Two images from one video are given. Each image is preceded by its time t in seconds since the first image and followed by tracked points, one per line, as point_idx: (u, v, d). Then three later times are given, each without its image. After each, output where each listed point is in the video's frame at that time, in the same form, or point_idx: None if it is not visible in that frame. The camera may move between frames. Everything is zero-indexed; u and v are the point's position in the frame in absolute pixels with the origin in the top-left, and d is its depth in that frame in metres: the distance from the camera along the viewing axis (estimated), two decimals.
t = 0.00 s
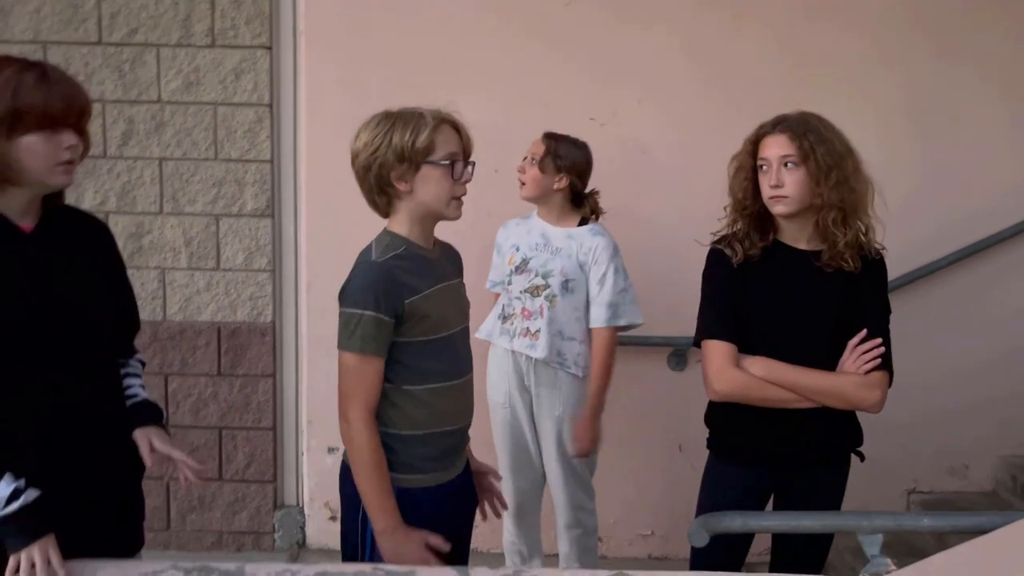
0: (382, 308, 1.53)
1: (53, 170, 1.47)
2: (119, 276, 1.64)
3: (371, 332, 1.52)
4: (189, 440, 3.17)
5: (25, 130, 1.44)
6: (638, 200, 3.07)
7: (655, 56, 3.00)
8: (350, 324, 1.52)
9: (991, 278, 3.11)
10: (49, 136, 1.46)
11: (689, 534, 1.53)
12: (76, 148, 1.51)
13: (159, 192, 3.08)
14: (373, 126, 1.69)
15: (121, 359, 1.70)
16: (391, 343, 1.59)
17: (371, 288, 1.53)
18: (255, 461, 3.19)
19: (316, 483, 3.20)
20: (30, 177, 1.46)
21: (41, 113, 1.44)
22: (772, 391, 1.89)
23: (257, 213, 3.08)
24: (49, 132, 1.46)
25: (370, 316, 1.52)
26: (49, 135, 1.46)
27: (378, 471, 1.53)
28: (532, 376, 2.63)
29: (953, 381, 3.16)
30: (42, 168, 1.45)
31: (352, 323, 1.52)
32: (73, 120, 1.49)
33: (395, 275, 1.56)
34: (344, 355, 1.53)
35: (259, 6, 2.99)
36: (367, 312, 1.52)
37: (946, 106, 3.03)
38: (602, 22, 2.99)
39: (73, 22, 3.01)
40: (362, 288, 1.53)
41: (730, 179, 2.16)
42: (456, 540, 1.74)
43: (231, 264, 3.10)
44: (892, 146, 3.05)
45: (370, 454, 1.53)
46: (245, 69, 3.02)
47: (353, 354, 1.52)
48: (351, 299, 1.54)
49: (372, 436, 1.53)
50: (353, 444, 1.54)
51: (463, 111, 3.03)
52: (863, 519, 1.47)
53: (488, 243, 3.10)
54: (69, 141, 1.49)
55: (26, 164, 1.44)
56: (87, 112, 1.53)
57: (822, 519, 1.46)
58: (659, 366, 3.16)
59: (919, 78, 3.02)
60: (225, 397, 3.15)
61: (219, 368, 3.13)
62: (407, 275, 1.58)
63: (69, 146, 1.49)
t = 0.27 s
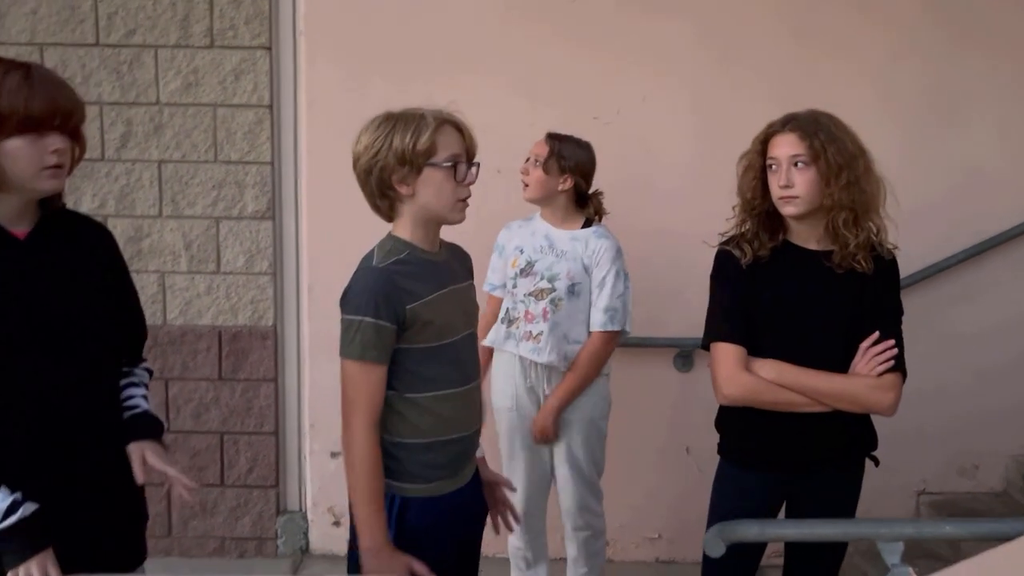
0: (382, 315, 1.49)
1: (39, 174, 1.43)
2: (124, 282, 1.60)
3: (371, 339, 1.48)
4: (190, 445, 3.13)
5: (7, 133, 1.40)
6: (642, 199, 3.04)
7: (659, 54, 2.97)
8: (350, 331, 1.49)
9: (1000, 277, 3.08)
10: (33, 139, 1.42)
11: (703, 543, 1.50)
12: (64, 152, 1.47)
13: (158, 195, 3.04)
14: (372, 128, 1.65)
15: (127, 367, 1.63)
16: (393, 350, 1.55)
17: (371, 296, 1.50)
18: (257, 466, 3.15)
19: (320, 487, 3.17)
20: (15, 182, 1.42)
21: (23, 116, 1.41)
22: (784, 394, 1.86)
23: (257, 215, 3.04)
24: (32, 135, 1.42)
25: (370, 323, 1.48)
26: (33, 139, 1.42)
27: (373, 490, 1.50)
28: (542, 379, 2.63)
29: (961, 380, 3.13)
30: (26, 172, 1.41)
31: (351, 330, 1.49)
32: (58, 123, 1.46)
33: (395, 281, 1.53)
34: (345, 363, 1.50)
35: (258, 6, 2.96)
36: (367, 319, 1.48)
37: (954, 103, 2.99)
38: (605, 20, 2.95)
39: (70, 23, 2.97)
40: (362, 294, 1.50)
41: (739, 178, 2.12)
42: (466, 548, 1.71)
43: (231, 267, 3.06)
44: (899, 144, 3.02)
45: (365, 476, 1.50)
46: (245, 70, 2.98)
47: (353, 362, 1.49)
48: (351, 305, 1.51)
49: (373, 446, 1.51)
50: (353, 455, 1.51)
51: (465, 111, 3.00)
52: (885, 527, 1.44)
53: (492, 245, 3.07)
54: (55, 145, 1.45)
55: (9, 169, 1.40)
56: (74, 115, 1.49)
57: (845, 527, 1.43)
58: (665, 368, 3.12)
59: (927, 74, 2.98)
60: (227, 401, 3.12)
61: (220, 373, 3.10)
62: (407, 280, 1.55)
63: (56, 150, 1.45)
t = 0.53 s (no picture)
0: (376, 319, 1.45)
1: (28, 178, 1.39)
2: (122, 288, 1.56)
3: (364, 343, 1.44)
4: (191, 451, 3.09)
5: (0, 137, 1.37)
6: (647, 199, 3.00)
7: (664, 51, 2.93)
8: (345, 333, 1.44)
9: (1010, 275, 3.04)
10: (21, 142, 1.38)
11: (720, 552, 1.47)
12: (53, 154, 1.43)
13: (156, 198, 3.00)
14: (373, 129, 1.61)
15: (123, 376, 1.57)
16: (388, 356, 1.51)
17: (364, 300, 1.45)
18: (259, 472, 3.11)
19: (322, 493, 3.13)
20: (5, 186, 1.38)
21: (10, 118, 1.37)
22: (796, 397, 1.82)
23: (257, 218, 3.00)
24: (20, 138, 1.38)
25: (365, 327, 1.44)
26: (20, 142, 1.38)
27: (362, 499, 1.47)
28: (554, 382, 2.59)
29: (972, 380, 3.09)
30: (16, 175, 1.37)
31: (342, 333, 1.45)
32: (46, 124, 1.42)
33: (390, 284, 1.49)
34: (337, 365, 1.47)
35: (257, 6, 2.92)
36: (360, 324, 1.44)
37: (963, 99, 2.95)
38: (609, 17, 2.91)
39: (66, 24, 2.93)
40: (355, 297, 1.46)
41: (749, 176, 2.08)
42: (470, 559, 1.66)
43: (231, 271, 3.02)
44: (908, 141, 2.97)
45: (354, 486, 1.46)
46: (243, 71, 2.94)
47: (346, 366, 1.45)
48: (344, 308, 1.46)
49: (363, 455, 1.47)
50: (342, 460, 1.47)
51: (468, 111, 2.96)
52: (903, 535, 1.41)
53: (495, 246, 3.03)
54: (44, 147, 1.42)
55: None
56: (62, 116, 1.45)
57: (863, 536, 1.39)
58: (671, 369, 3.08)
59: (935, 70, 2.94)
60: (228, 406, 3.07)
61: (221, 378, 3.06)
62: (401, 283, 1.50)
63: (44, 152, 1.41)
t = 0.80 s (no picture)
0: (351, 321, 1.42)
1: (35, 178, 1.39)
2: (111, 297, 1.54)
3: (339, 346, 1.41)
4: (188, 458, 3.06)
5: (7, 137, 1.34)
6: (646, 198, 2.97)
7: (662, 49, 2.90)
8: (320, 334, 1.42)
9: (1014, 272, 3.00)
10: (31, 142, 1.37)
11: (725, 557, 1.44)
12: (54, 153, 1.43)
13: (151, 202, 2.97)
14: (365, 125, 1.57)
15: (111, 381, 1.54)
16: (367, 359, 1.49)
17: (341, 300, 1.43)
18: (257, 478, 3.08)
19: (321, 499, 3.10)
20: (14, 187, 1.37)
21: (21, 116, 1.35)
22: (800, 397, 1.79)
23: (253, 221, 2.97)
24: (30, 138, 1.37)
25: (336, 329, 1.41)
26: (30, 141, 1.37)
27: (339, 501, 1.44)
28: (570, 384, 2.57)
29: (976, 378, 3.05)
30: (27, 176, 1.37)
31: (320, 335, 1.42)
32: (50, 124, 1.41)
33: (370, 284, 1.46)
34: (314, 369, 1.44)
35: (250, 7, 2.88)
36: (337, 326, 1.42)
37: (965, 94, 2.92)
38: (607, 15, 2.88)
39: (59, 28, 2.90)
40: (335, 298, 1.43)
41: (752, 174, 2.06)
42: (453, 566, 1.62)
43: (227, 275, 2.99)
44: (910, 137, 2.94)
45: (334, 487, 1.44)
46: (238, 72, 2.91)
47: (320, 367, 1.43)
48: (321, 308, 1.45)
49: (337, 461, 1.44)
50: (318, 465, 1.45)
51: (465, 112, 2.93)
52: (913, 538, 1.38)
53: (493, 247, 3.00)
54: (49, 146, 1.41)
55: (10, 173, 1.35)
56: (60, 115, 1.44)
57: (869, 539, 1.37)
58: (673, 370, 3.05)
59: (937, 65, 2.91)
60: (225, 412, 3.04)
61: (218, 383, 3.03)
62: (383, 284, 1.47)
63: (50, 152, 1.41)
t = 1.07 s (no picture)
0: (340, 327, 1.40)
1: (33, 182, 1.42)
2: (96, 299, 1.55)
3: (329, 352, 1.39)
4: (189, 462, 3.05)
5: (10, 141, 1.37)
6: (647, 198, 2.94)
7: (662, 48, 2.88)
8: (313, 341, 1.40)
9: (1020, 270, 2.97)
10: (31, 146, 1.40)
11: (725, 565, 1.41)
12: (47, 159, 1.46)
13: (149, 206, 2.95)
14: (357, 123, 1.53)
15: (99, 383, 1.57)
16: (355, 366, 1.47)
17: (329, 305, 1.41)
18: (257, 483, 3.06)
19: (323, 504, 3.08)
20: (15, 191, 1.39)
21: (25, 121, 1.38)
22: (806, 399, 1.77)
23: (252, 224, 2.95)
24: (31, 142, 1.40)
25: (325, 335, 1.40)
26: (30, 146, 1.40)
27: (325, 510, 1.43)
28: (579, 387, 2.56)
29: (983, 378, 3.02)
30: (28, 180, 1.40)
31: (308, 341, 1.40)
32: (46, 130, 1.44)
33: (356, 288, 1.44)
34: (303, 377, 1.42)
35: (247, 9, 2.87)
36: (325, 331, 1.40)
37: (969, 91, 2.89)
38: (606, 14, 2.86)
39: (55, 32, 2.89)
40: (322, 303, 1.41)
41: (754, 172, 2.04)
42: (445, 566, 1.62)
43: (226, 278, 2.98)
44: (913, 134, 2.91)
45: (319, 493, 1.43)
46: (235, 75, 2.89)
47: (309, 376, 1.41)
48: (310, 313, 1.42)
49: (325, 470, 1.43)
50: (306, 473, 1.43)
51: (464, 113, 2.91)
52: (916, 543, 1.36)
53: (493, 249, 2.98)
54: (44, 152, 1.44)
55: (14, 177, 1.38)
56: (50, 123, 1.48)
57: (873, 545, 1.35)
58: (675, 371, 3.02)
59: (940, 62, 2.88)
60: (225, 416, 3.03)
61: (218, 387, 3.01)
62: (371, 289, 1.46)
63: (45, 157, 1.44)
